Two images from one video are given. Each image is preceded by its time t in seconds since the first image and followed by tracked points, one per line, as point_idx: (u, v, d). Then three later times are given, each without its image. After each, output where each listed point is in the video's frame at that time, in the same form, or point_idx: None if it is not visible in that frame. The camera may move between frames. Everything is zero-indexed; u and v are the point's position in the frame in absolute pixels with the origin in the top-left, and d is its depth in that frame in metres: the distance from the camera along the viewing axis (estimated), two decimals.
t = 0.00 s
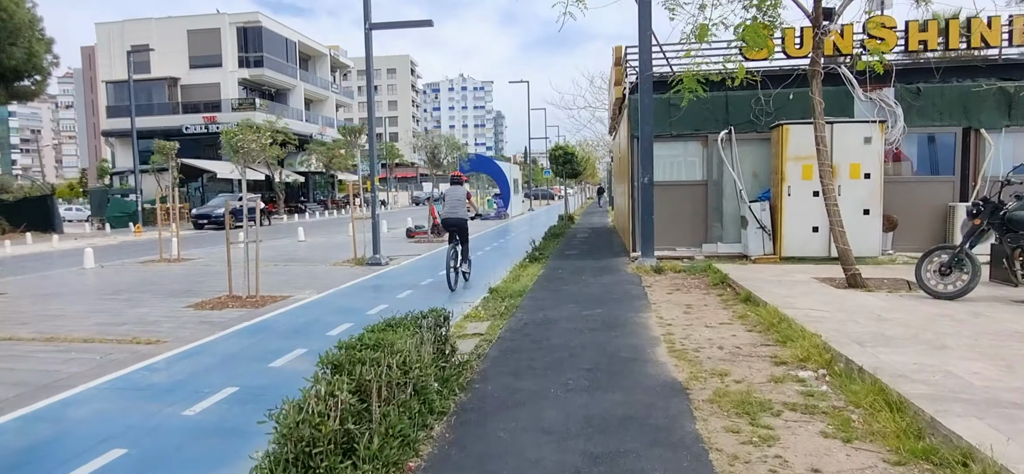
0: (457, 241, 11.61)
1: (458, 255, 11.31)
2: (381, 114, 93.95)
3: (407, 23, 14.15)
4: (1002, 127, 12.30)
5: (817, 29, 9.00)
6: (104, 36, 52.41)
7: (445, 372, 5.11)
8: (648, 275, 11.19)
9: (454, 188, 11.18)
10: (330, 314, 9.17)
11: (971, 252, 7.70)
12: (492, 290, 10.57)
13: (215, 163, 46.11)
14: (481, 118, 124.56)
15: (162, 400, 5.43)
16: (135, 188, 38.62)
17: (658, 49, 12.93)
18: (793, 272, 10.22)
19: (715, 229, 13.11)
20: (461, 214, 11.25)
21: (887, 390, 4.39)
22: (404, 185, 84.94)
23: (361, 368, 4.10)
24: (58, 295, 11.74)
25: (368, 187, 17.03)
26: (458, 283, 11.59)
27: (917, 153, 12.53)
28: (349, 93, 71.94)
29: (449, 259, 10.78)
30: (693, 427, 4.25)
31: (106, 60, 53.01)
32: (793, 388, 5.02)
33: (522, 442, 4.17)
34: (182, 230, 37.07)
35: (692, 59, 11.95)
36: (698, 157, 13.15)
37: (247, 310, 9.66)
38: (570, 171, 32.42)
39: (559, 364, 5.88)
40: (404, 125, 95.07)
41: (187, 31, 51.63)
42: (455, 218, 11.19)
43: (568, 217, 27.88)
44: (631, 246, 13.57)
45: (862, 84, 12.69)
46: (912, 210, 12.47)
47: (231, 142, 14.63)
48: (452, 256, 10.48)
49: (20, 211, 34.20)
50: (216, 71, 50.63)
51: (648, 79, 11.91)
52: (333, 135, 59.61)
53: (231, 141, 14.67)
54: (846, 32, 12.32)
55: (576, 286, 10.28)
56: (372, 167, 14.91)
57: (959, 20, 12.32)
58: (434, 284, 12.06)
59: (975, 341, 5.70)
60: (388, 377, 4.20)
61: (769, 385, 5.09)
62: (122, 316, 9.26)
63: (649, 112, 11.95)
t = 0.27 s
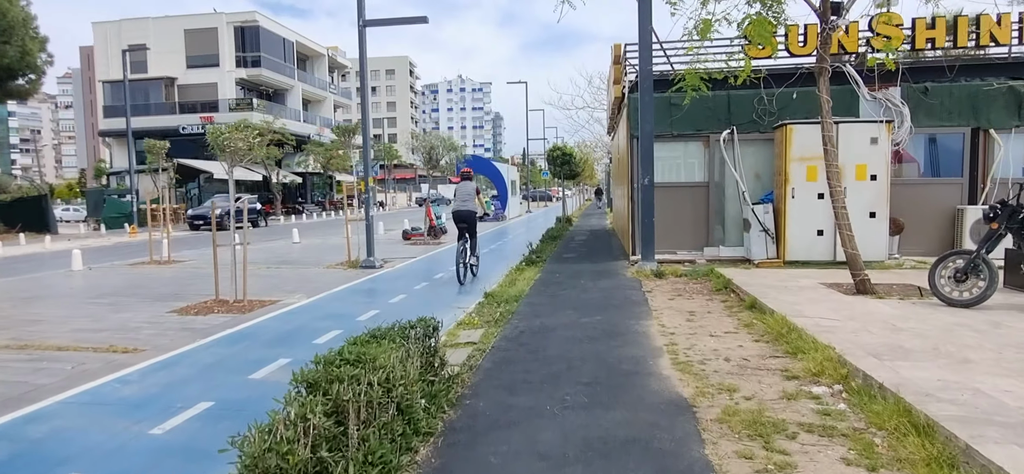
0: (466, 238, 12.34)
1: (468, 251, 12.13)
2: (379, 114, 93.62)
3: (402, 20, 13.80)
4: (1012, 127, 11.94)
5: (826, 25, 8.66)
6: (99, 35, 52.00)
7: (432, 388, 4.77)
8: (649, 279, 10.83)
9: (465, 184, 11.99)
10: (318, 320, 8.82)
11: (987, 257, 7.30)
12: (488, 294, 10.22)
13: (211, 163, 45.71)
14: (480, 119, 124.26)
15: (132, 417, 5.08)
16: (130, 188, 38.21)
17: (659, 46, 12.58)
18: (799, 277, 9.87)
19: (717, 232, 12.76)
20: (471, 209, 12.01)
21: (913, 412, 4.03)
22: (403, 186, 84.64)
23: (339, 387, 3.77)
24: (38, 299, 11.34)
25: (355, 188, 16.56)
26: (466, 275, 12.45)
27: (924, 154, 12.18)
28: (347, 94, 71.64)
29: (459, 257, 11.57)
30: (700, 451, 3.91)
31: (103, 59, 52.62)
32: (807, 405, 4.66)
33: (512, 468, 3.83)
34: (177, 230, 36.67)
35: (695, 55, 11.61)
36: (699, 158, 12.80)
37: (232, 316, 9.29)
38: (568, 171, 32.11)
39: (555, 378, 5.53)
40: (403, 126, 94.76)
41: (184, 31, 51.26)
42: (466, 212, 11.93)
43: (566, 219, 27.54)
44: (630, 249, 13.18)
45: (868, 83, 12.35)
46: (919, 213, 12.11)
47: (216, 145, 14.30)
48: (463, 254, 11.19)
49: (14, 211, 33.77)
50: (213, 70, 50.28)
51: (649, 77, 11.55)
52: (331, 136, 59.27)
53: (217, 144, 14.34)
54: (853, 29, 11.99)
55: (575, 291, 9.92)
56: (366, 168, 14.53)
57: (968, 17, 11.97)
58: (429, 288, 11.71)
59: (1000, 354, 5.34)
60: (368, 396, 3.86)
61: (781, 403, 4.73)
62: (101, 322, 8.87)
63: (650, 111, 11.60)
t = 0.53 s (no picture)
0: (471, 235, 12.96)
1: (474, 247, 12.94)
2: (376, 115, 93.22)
3: (394, 16, 13.43)
4: (1021, 124, 11.59)
5: (833, 18, 8.29)
6: (93, 34, 51.53)
7: (411, 406, 4.40)
8: (648, 283, 10.46)
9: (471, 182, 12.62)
10: (302, 327, 8.46)
11: (1004, 260, 6.95)
12: (481, 299, 9.84)
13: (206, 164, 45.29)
14: (478, 119, 123.93)
15: (90, 436, 4.72)
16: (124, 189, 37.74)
17: (658, 41, 12.18)
18: (804, 280, 9.50)
19: (717, 234, 12.37)
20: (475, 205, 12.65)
21: (941, 435, 3.66)
22: (400, 187, 84.29)
23: (303, 409, 3.41)
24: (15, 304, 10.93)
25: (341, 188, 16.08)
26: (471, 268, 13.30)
27: (931, 153, 11.82)
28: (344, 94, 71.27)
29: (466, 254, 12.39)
30: None
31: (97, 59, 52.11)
32: (821, 424, 4.29)
33: None
34: (171, 232, 36.26)
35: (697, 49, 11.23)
36: (699, 158, 12.42)
37: (214, 322, 8.89)
38: (565, 172, 31.77)
39: (547, 392, 5.16)
40: (400, 127, 94.38)
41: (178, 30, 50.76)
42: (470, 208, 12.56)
43: (563, 220, 27.18)
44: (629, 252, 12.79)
45: (873, 80, 12.03)
46: (926, 213, 11.76)
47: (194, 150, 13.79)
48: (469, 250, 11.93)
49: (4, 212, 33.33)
50: (208, 70, 49.86)
51: (648, 74, 11.17)
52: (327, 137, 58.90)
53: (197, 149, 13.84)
54: (857, 25, 11.67)
55: (571, 296, 9.56)
56: (357, 168, 14.11)
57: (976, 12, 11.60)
58: (420, 291, 11.32)
59: None
60: (335, 420, 3.49)
61: (793, 421, 4.35)
62: (75, 329, 8.47)
63: (649, 109, 11.23)
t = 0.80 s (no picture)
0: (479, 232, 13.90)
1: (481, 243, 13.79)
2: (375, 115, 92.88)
3: (387, 11, 13.06)
4: None
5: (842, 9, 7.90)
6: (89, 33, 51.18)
7: (387, 428, 4.01)
8: (648, 287, 10.07)
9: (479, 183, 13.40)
10: (284, 334, 8.06)
11: None
12: (475, 304, 9.45)
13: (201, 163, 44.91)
14: (477, 119, 123.56)
15: (38, 459, 4.33)
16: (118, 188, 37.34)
17: (658, 35, 11.76)
18: (810, 285, 9.11)
19: (719, 236, 11.98)
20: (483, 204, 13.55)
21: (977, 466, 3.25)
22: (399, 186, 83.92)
23: (258, 440, 3.02)
24: None
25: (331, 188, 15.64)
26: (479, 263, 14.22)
27: (941, 152, 11.43)
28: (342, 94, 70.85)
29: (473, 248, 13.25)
30: None
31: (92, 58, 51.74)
32: (838, 448, 3.88)
33: None
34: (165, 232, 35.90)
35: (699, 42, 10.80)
36: (701, 158, 12.04)
37: (192, 329, 8.50)
38: (564, 171, 31.40)
39: (537, 409, 4.76)
40: (399, 126, 94.01)
41: (174, 29, 50.29)
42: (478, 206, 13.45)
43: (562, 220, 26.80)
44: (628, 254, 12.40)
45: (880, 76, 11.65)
46: (935, 215, 11.37)
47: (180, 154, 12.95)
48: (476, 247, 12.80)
49: None
50: (204, 69, 49.49)
51: (648, 70, 10.79)
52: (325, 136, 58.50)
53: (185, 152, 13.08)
54: (865, 20, 11.29)
55: (567, 301, 9.17)
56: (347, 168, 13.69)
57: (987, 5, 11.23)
58: (412, 295, 10.93)
59: None
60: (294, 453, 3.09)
61: (806, 444, 3.94)
62: (47, 336, 8.09)
63: (648, 107, 10.85)
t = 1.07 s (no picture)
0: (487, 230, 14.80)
1: (490, 240, 14.76)
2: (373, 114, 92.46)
3: (381, 6, 12.69)
4: None
5: None
6: (84, 31, 50.73)
7: (365, 453, 3.64)
8: (649, 291, 9.70)
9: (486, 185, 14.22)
10: (267, 341, 7.69)
11: None
12: (469, 308, 9.08)
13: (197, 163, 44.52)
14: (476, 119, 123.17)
15: None
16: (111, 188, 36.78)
17: (660, 30, 11.40)
18: (818, 289, 8.74)
19: (723, 237, 11.60)
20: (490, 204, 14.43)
21: None
22: (397, 186, 83.49)
23: None
24: None
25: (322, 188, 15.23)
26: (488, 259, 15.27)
27: (951, 151, 11.07)
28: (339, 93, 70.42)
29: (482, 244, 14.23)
30: None
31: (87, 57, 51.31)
32: None
33: None
34: (159, 232, 35.49)
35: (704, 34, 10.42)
36: (704, 157, 11.67)
37: (172, 336, 8.12)
38: (563, 171, 31.02)
39: (531, 428, 4.38)
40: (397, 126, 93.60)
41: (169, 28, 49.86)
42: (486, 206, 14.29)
43: (561, 221, 26.40)
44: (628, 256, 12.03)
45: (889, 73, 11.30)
46: (946, 216, 11.01)
47: (169, 157, 11.20)
48: (484, 243, 13.75)
49: None
50: (200, 68, 49.07)
51: (649, 65, 10.42)
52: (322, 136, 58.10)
53: (172, 153, 11.17)
54: (874, 14, 10.94)
55: (566, 305, 8.81)
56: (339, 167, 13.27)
57: None
58: (405, 298, 10.56)
59: None
60: None
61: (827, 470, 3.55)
62: (19, 343, 7.70)
63: (650, 104, 10.49)
